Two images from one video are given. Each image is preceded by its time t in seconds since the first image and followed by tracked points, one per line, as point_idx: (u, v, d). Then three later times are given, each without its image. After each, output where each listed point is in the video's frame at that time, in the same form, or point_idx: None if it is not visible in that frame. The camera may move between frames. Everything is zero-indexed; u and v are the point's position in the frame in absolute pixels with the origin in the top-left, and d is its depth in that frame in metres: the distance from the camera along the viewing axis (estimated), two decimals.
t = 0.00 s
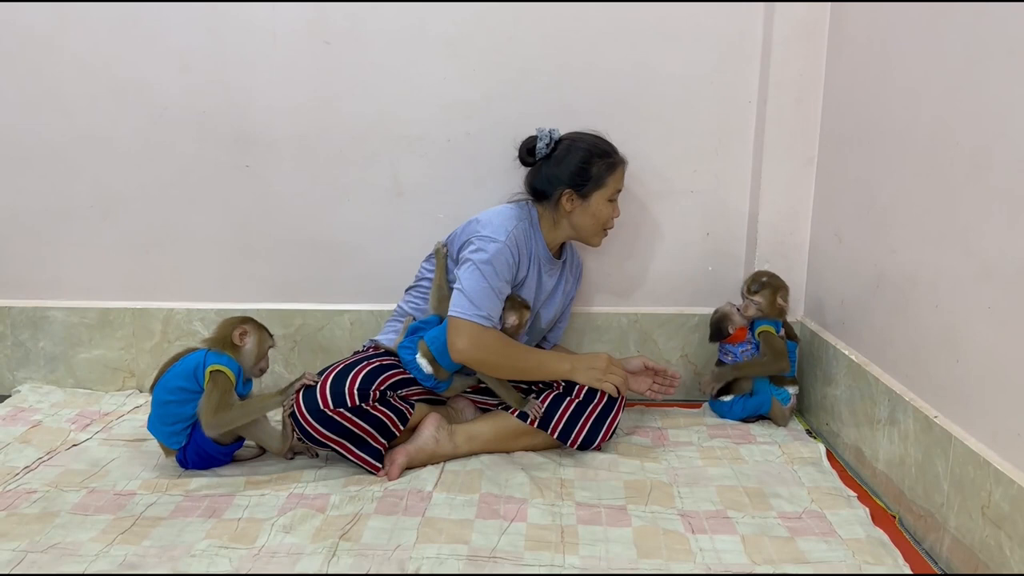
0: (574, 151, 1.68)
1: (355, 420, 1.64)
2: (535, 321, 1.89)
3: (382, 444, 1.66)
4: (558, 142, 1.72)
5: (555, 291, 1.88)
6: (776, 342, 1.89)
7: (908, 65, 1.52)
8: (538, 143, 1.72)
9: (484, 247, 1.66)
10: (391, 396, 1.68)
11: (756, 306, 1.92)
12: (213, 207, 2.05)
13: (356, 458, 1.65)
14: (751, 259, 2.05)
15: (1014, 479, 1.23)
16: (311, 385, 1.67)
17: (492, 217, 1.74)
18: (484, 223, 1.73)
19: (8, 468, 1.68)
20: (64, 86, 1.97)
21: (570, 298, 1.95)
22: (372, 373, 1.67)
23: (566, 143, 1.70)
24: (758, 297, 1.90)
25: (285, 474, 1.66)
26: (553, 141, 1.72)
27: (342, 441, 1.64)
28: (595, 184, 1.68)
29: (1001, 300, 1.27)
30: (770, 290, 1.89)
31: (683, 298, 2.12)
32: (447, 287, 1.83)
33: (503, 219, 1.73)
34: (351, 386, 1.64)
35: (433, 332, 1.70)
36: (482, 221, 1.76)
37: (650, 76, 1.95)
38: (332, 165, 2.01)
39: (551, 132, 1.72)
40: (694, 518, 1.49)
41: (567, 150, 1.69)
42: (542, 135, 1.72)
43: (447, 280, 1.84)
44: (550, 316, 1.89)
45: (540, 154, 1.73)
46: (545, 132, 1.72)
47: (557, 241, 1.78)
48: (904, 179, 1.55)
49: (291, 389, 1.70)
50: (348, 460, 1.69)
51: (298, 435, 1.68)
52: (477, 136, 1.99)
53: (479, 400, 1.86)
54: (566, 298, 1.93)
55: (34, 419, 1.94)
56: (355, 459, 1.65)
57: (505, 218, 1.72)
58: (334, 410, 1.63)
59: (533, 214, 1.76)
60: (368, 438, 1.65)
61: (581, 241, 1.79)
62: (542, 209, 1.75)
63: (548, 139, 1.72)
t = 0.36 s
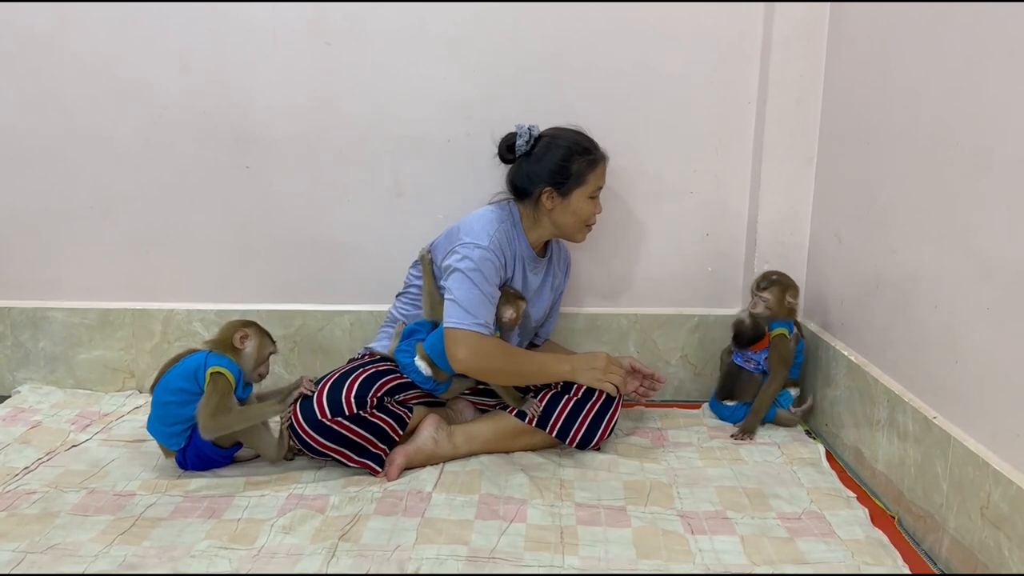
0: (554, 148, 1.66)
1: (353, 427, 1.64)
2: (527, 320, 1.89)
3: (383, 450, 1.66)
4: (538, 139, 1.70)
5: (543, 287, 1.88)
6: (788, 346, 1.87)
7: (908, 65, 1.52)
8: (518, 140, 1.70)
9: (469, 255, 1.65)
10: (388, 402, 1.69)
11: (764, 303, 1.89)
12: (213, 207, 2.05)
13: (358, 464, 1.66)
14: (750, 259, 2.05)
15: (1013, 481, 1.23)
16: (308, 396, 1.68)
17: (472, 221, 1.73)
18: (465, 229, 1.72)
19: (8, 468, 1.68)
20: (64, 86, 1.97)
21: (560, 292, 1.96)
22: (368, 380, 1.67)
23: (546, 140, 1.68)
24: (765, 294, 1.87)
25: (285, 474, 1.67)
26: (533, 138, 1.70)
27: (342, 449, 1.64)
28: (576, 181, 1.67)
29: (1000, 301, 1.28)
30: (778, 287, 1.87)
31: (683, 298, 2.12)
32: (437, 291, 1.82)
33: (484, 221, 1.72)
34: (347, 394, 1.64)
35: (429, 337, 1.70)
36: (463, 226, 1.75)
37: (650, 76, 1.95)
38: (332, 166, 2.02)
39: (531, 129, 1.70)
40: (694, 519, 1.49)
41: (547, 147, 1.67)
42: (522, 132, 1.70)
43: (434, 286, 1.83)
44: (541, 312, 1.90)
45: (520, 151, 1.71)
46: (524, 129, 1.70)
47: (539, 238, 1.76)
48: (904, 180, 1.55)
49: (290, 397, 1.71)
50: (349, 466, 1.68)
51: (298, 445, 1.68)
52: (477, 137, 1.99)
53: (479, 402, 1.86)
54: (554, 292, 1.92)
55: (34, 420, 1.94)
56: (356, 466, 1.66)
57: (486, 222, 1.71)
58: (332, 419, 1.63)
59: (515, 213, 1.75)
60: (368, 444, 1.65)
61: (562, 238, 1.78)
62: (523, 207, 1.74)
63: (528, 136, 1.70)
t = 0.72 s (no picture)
0: (551, 148, 1.66)
1: (352, 429, 1.63)
2: (525, 320, 1.90)
3: (381, 451, 1.67)
4: (535, 137, 1.70)
5: (540, 287, 1.88)
6: (803, 340, 1.89)
7: (907, 65, 1.52)
8: (515, 138, 1.70)
9: (468, 260, 1.65)
10: (387, 402, 1.69)
11: (768, 301, 1.92)
12: (212, 207, 2.05)
13: (357, 465, 1.66)
14: (749, 259, 2.06)
15: (1012, 481, 1.23)
16: (307, 398, 1.68)
17: (468, 224, 1.72)
18: (462, 232, 1.72)
19: (7, 468, 1.69)
20: (63, 87, 1.97)
21: (557, 292, 1.96)
22: (366, 382, 1.67)
23: (543, 139, 1.68)
24: (769, 291, 1.91)
25: (284, 475, 1.67)
26: (529, 136, 1.69)
27: (340, 451, 1.64)
28: (572, 181, 1.67)
29: (999, 302, 1.28)
30: (781, 284, 1.90)
31: (682, 299, 2.12)
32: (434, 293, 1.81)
33: (481, 224, 1.71)
34: (346, 396, 1.64)
35: (429, 339, 1.71)
36: (458, 229, 1.74)
37: (649, 76, 1.95)
38: (331, 166, 2.02)
39: (527, 127, 1.70)
40: (693, 519, 1.49)
41: (543, 146, 1.67)
42: (518, 130, 1.70)
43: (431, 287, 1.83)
44: (537, 312, 1.90)
45: (517, 149, 1.70)
46: (521, 126, 1.70)
47: (533, 237, 1.76)
48: (902, 180, 1.55)
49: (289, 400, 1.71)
50: (348, 467, 1.68)
51: (297, 447, 1.68)
52: (476, 136, 1.99)
53: (479, 402, 1.86)
54: (551, 291, 1.92)
55: (33, 420, 1.94)
56: (355, 467, 1.66)
57: (481, 225, 1.71)
58: (331, 421, 1.63)
59: (511, 213, 1.75)
60: (366, 446, 1.65)
61: (556, 237, 1.77)
62: (518, 206, 1.74)
63: (524, 134, 1.69)
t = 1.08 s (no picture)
0: (559, 150, 1.65)
1: (350, 428, 1.64)
2: (525, 320, 1.90)
3: (379, 450, 1.66)
4: (546, 137, 1.69)
5: (540, 288, 1.88)
6: (801, 348, 1.88)
7: (905, 65, 1.52)
8: (526, 136, 1.69)
9: (471, 260, 1.65)
10: (386, 401, 1.68)
11: (766, 316, 1.89)
12: (210, 207, 2.05)
13: (354, 465, 1.66)
14: (747, 259, 2.06)
15: (1009, 481, 1.23)
16: (305, 397, 1.67)
17: (472, 223, 1.72)
18: (465, 231, 1.71)
19: (5, 468, 1.69)
20: (61, 87, 1.97)
21: (557, 292, 1.96)
22: (365, 381, 1.67)
23: (553, 140, 1.67)
24: (768, 308, 1.87)
25: (281, 475, 1.67)
26: (541, 136, 1.68)
27: (339, 450, 1.64)
28: (576, 186, 1.66)
29: (996, 302, 1.28)
30: (779, 300, 1.87)
31: (680, 299, 2.12)
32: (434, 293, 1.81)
33: (484, 223, 1.71)
34: (345, 395, 1.64)
35: (431, 338, 1.71)
36: (461, 227, 1.74)
37: (647, 76, 1.95)
38: (330, 166, 2.02)
39: (540, 127, 1.68)
40: (690, 519, 1.50)
41: (552, 147, 1.66)
42: (531, 129, 1.69)
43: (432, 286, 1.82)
44: (537, 312, 1.90)
45: (526, 148, 1.70)
46: (533, 125, 1.68)
47: (534, 238, 1.76)
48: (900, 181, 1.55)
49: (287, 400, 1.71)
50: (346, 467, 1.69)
51: (295, 446, 1.68)
52: (475, 136, 1.99)
53: (477, 402, 1.85)
54: (551, 292, 1.92)
55: (30, 420, 1.94)
56: (353, 466, 1.66)
57: (485, 225, 1.70)
58: (329, 420, 1.63)
59: (514, 213, 1.75)
60: (364, 445, 1.65)
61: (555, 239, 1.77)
62: (521, 207, 1.74)
63: (536, 134, 1.68)
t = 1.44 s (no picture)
0: (556, 148, 1.66)
1: (346, 428, 1.63)
2: (523, 319, 1.90)
3: (376, 450, 1.66)
4: (543, 135, 1.70)
5: (537, 286, 1.88)
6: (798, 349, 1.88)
7: (901, 64, 1.52)
8: (522, 134, 1.70)
9: (467, 257, 1.65)
10: (381, 401, 1.68)
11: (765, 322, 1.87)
12: (207, 206, 2.04)
13: (351, 464, 1.66)
14: (744, 258, 2.06)
15: (1004, 480, 1.23)
16: (301, 397, 1.67)
17: (469, 221, 1.73)
18: (462, 229, 1.72)
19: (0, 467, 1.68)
20: (57, 85, 1.97)
21: (554, 292, 1.96)
22: (361, 381, 1.67)
23: (550, 138, 1.68)
24: (767, 315, 1.86)
25: (277, 474, 1.67)
26: (537, 134, 1.69)
27: (335, 450, 1.64)
28: (572, 184, 1.66)
29: (992, 301, 1.28)
30: (779, 307, 1.85)
31: (677, 298, 2.12)
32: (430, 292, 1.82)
33: (481, 221, 1.71)
34: (341, 395, 1.64)
35: (427, 338, 1.71)
36: (457, 225, 1.74)
37: (644, 76, 1.95)
38: (326, 165, 2.01)
39: (536, 124, 1.69)
40: (686, 518, 1.50)
41: (549, 145, 1.66)
42: (527, 127, 1.69)
43: (429, 285, 1.83)
44: (535, 311, 1.90)
45: (522, 145, 1.70)
46: (529, 123, 1.69)
47: (530, 237, 1.76)
48: (897, 180, 1.56)
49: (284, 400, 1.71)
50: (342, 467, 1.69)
51: (291, 446, 1.68)
52: (472, 135, 1.99)
53: (473, 401, 1.86)
54: (549, 291, 1.92)
55: (26, 419, 1.94)
56: (350, 466, 1.66)
57: (481, 224, 1.71)
58: (325, 420, 1.63)
59: (510, 211, 1.75)
60: (361, 445, 1.65)
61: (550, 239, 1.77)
62: (517, 205, 1.74)
63: (532, 131, 1.69)
